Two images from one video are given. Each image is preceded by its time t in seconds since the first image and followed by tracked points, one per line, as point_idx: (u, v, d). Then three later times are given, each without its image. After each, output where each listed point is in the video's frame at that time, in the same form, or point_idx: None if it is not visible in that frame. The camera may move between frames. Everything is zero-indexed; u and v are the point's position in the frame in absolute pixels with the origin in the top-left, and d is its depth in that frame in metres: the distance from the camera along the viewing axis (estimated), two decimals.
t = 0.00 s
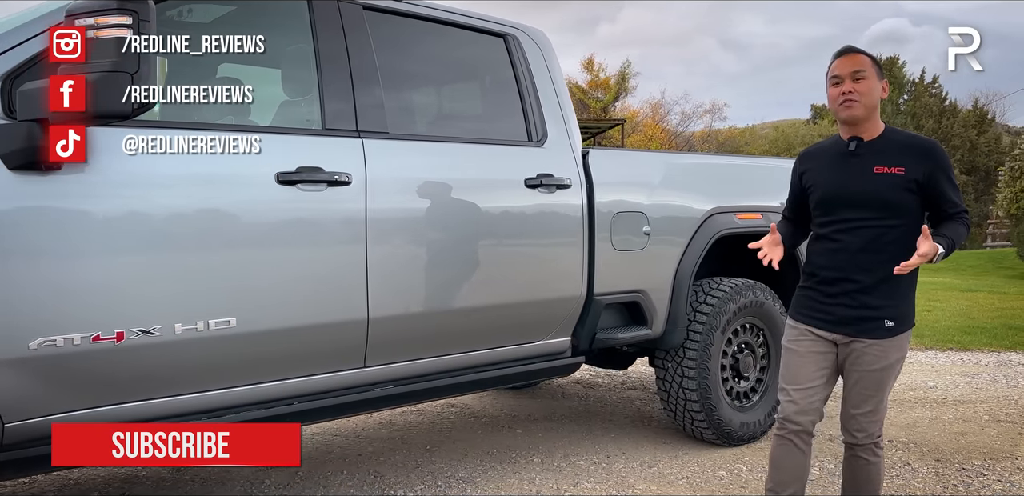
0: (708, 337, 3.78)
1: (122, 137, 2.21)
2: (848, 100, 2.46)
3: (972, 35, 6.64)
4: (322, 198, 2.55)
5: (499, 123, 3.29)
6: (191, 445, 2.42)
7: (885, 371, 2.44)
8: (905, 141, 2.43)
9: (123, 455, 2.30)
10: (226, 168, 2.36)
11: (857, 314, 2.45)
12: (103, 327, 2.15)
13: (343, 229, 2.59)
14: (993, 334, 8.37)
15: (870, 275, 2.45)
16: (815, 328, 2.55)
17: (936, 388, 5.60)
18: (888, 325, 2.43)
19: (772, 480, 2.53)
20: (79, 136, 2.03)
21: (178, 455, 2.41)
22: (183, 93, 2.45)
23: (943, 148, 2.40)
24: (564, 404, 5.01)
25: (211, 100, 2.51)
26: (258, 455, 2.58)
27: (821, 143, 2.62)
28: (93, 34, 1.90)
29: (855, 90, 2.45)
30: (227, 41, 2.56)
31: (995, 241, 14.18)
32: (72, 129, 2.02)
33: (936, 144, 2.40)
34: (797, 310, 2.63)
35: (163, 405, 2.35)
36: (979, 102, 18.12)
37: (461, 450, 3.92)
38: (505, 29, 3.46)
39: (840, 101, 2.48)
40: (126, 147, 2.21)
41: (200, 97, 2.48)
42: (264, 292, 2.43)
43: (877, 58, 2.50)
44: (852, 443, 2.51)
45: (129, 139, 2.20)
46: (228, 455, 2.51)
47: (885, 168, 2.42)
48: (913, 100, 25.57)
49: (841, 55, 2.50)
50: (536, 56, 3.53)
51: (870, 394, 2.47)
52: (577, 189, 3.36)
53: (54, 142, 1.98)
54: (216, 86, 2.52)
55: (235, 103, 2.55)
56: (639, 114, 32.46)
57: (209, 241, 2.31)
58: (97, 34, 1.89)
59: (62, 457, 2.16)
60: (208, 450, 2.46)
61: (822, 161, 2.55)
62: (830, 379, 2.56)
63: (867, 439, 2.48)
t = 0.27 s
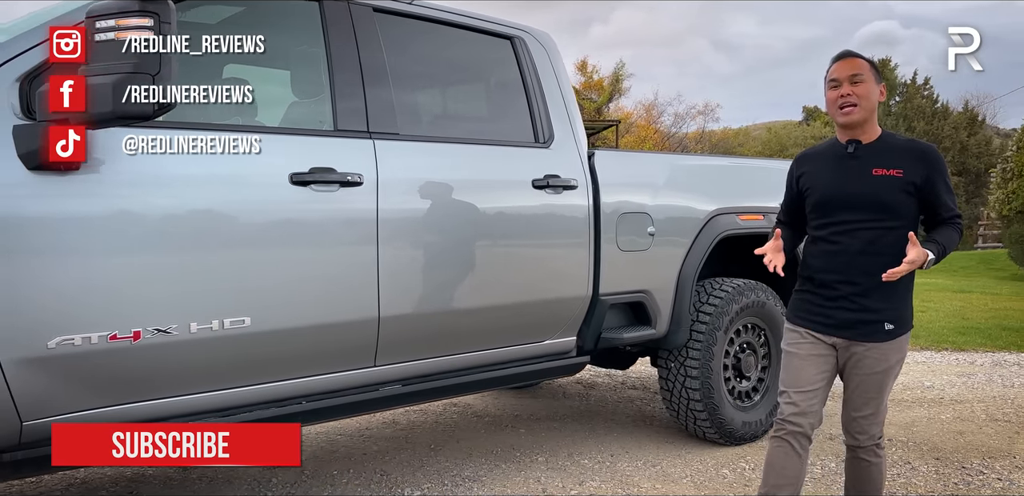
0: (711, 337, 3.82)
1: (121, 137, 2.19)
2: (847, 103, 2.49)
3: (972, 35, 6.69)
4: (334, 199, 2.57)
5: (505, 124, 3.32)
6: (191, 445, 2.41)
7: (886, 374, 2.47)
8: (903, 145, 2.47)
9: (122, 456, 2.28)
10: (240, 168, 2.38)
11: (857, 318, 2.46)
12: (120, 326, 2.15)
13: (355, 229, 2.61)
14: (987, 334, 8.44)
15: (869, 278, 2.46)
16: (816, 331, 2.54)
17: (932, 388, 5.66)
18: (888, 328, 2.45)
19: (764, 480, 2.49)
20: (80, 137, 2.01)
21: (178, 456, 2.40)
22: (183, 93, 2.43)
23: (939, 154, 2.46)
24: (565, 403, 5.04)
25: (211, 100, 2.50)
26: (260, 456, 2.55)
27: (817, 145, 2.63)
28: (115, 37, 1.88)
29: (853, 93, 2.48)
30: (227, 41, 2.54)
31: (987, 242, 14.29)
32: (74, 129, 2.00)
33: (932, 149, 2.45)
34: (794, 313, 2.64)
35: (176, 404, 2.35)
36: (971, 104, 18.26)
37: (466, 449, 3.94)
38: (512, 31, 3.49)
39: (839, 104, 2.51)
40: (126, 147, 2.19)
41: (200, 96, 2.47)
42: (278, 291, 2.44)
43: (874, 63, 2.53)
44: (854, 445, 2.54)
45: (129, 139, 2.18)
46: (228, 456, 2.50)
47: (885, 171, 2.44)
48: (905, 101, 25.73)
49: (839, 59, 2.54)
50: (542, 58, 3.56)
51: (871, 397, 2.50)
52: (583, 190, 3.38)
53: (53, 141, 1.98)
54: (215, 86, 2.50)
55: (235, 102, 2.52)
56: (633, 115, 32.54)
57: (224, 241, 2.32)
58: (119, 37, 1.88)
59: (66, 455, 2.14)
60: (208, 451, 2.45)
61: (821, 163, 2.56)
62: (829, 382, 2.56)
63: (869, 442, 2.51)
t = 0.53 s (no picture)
0: (715, 337, 3.85)
1: (120, 137, 2.16)
2: (834, 105, 2.54)
3: (972, 35, 6.79)
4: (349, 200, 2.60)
5: (513, 126, 3.35)
6: (191, 445, 2.34)
7: (879, 377, 2.47)
8: (890, 147, 2.49)
9: (122, 455, 2.22)
10: (257, 169, 2.40)
11: (848, 322, 2.47)
12: (139, 325, 2.17)
13: (367, 230, 2.64)
14: (982, 335, 8.52)
15: (859, 282, 2.47)
16: (807, 338, 2.54)
17: (930, 388, 5.71)
18: (879, 332, 2.45)
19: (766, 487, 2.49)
20: (80, 137, 2.00)
21: (179, 456, 2.32)
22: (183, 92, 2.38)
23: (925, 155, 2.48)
24: (568, 403, 5.07)
25: (211, 100, 2.45)
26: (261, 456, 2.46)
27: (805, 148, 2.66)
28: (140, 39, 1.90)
29: (840, 95, 2.54)
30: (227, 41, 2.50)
31: (980, 243, 14.41)
32: (75, 129, 2.00)
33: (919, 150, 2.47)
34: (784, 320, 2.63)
35: (192, 403, 2.36)
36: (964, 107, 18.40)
37: (471, 448, 3.96)
38: (520, 34, 3.53)
39: (826, 106, 2.56)
40: (126, 147, 2.17)
41: (200, 96, 2.42)
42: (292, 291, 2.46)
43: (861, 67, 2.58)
44: (853, 448, 2.55)
45: (129, 139, 2.16)
46: (228, 456, 2.40)
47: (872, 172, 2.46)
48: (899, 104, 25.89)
49: (827, 62, 2.59)
50: (549, 60, 3.60)
51: (867, 400, 2.50)
52: (590, 191, 3.42)
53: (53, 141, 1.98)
54: (215, 86, 2.45)
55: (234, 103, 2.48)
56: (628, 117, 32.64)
57: (240, 241, 2.35)
58: (143, 39, 1.90)
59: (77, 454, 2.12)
60: (208, 451, 2.37)
61: (809, 165, 2.58)
62: (823, 387, 2.55)
63: (869, 444, 2.53)
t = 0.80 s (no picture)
0: (719, 338, 3.89)
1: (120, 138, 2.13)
2: (814, 108, 2.55)
3: (972, 35, 6.84)
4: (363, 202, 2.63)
5: (522, 129, 3.39)
6: (191, 446, 2.31)
7: (869, 374, 2.49)
8: (869, 148, 2.53)
9: (122, 455, 2.19)
10: (273, 172, 2.43)
11: (833, 322, 2.49)
12: (158, 326, 2.19)
13: (381, 232, 2.67)
14: (979, 336, 8.58)
15: (843, 282, 2.50)
16: (794, 338, 2.56)
17: (929, 388, 5.76)
18: (865, 330, 2.48)
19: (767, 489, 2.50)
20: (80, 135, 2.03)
21: (179, 456, 2.28)
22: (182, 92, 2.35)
23: (904, 156, 2.52)
24: (571, 404, 5.10)
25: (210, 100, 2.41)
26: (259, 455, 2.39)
27: (786, 149, 2.70)
28: (161, 46, 1.93)
29: (820, 98, 2.55)
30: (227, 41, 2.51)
31: (975, 245, 14.51)
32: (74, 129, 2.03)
33: (898, 151, 2.51)
34: (770, 322, 2.65)
35: (210, 403, 2.39)
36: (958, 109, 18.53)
37: (478, 448, 3.99)
38: (528, 38, 3.57)
39: (806, 109, 2.57)
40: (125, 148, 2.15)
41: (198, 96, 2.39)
42: (308, 293, 2.49)
43: (840, 67, 2.60)
44: (853, 446, 2.55)
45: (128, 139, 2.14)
46: (228, 456, 2.34)
47: (852, 174, 2.50)
48: (894, 106, 26.02)
49: (806, 63, 2.60)
50: (556, 64, 3.64)
51: (859, 399, 2.51)
52: (597, 193, 3.45)
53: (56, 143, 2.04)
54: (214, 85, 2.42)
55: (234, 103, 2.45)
56: (624, 119, 32.74)
57: (257, 242, 2.37)
58: (164, 46, 1.93)
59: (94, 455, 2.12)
60: (208, 451, 2.32)
61: (790, 166, 2.61)
62: (813, 387, 2.57)
63: (867, 442, 2.53)
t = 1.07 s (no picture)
0: (722, 339, 3.93)
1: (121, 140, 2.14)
2: (794, 111, 2.56)
3: (972, 35, 6.93)
4: (373, 205, 2.66)
5: (528, 132, 3.42)
6: (190, 446, 2.30)
7: (859, 371, 2.52)
8: (849, 148, 2.54)
9: (122, 455, 2.18)
10: (285, 176, 2.47)
11: (818, 322, 2.52)
12: (174, 328, 2.21)
13: (391, 235, 2.70)
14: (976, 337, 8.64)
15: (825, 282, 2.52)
16: (782, 340, 2.58)
17: (927, 389, 5.81)
18: (852, 328, 2.50)
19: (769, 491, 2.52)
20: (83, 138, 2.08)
21: (178, 456, 2.26)
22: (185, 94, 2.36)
23: (884, 155, 2.53)
24: (572, 405, 5.14)
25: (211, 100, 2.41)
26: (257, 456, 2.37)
27: (767, 149, 2.71)
28: (180, 51, 1.94)
29: (801, 102, 2.56)
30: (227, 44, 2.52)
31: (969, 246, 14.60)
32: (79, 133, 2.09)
33: (877, 151, 2.52)
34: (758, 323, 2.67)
35: (224, 404, 2.41)
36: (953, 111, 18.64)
37: (482, 449, 4.02)
38: (533, 42, 3.60)
39: (786, 113, 2.58)
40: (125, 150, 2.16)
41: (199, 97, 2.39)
42: (320, 295, 2.52)
43: (819, 69, 2.61)
44: (850, 445, 2.56)
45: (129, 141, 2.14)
46: (228, 456, 2.33)
47: (833, 175, 2.51)
48: (889, 108, 26.14)
49: (785, 66, 2.61)
50: (561, 68, 3.68)
51: (851, 397, 2.53)
52: (602, 196, 3.49)
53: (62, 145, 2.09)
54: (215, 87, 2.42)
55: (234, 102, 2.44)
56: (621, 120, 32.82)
57: (270, 245, 2.40)
58: (182, 51, 1.94)
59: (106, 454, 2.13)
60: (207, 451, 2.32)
61: (773, 168, 2.63)
62: (804, 388, 2.60)
63: (862, 439, 2.54)
